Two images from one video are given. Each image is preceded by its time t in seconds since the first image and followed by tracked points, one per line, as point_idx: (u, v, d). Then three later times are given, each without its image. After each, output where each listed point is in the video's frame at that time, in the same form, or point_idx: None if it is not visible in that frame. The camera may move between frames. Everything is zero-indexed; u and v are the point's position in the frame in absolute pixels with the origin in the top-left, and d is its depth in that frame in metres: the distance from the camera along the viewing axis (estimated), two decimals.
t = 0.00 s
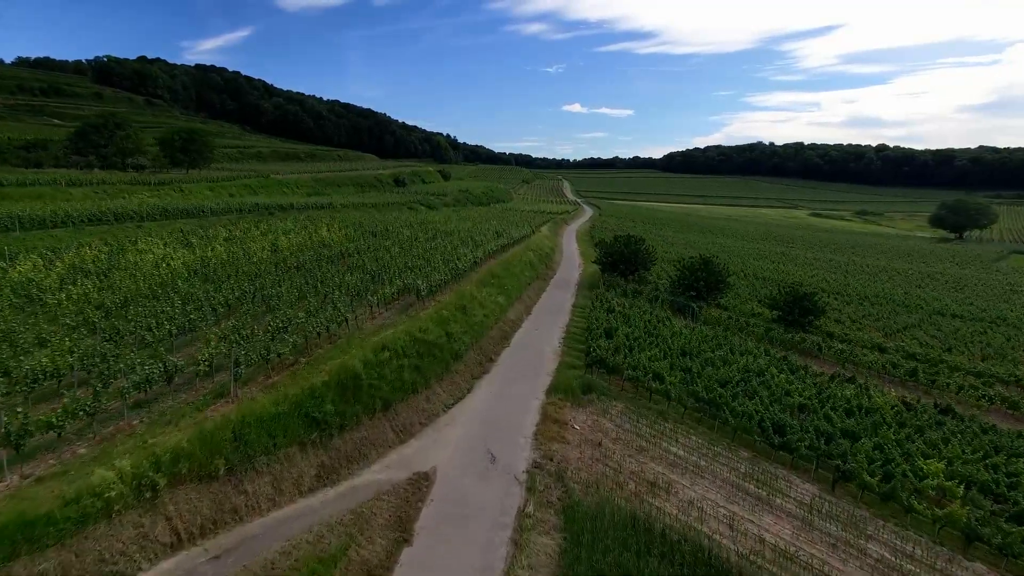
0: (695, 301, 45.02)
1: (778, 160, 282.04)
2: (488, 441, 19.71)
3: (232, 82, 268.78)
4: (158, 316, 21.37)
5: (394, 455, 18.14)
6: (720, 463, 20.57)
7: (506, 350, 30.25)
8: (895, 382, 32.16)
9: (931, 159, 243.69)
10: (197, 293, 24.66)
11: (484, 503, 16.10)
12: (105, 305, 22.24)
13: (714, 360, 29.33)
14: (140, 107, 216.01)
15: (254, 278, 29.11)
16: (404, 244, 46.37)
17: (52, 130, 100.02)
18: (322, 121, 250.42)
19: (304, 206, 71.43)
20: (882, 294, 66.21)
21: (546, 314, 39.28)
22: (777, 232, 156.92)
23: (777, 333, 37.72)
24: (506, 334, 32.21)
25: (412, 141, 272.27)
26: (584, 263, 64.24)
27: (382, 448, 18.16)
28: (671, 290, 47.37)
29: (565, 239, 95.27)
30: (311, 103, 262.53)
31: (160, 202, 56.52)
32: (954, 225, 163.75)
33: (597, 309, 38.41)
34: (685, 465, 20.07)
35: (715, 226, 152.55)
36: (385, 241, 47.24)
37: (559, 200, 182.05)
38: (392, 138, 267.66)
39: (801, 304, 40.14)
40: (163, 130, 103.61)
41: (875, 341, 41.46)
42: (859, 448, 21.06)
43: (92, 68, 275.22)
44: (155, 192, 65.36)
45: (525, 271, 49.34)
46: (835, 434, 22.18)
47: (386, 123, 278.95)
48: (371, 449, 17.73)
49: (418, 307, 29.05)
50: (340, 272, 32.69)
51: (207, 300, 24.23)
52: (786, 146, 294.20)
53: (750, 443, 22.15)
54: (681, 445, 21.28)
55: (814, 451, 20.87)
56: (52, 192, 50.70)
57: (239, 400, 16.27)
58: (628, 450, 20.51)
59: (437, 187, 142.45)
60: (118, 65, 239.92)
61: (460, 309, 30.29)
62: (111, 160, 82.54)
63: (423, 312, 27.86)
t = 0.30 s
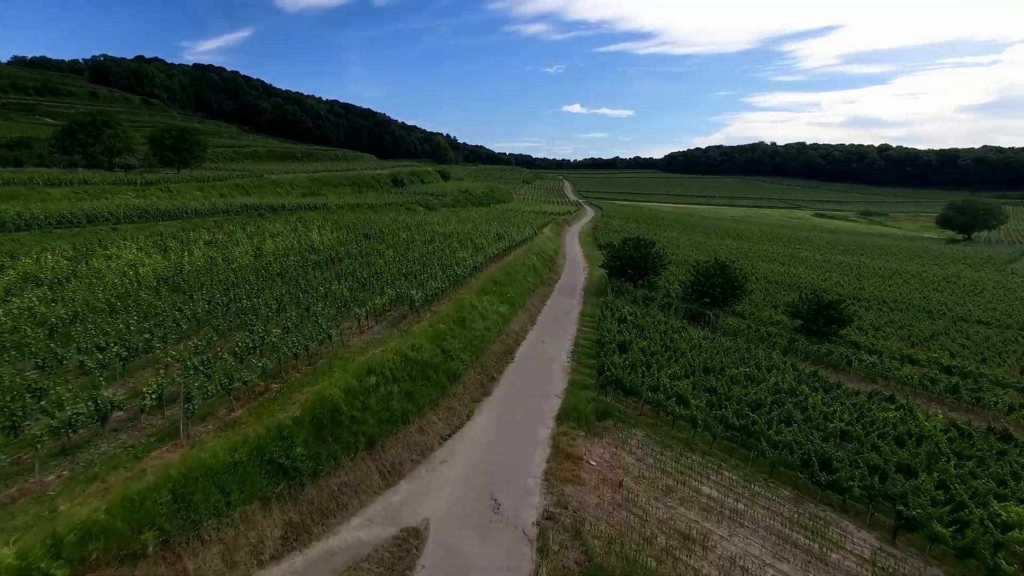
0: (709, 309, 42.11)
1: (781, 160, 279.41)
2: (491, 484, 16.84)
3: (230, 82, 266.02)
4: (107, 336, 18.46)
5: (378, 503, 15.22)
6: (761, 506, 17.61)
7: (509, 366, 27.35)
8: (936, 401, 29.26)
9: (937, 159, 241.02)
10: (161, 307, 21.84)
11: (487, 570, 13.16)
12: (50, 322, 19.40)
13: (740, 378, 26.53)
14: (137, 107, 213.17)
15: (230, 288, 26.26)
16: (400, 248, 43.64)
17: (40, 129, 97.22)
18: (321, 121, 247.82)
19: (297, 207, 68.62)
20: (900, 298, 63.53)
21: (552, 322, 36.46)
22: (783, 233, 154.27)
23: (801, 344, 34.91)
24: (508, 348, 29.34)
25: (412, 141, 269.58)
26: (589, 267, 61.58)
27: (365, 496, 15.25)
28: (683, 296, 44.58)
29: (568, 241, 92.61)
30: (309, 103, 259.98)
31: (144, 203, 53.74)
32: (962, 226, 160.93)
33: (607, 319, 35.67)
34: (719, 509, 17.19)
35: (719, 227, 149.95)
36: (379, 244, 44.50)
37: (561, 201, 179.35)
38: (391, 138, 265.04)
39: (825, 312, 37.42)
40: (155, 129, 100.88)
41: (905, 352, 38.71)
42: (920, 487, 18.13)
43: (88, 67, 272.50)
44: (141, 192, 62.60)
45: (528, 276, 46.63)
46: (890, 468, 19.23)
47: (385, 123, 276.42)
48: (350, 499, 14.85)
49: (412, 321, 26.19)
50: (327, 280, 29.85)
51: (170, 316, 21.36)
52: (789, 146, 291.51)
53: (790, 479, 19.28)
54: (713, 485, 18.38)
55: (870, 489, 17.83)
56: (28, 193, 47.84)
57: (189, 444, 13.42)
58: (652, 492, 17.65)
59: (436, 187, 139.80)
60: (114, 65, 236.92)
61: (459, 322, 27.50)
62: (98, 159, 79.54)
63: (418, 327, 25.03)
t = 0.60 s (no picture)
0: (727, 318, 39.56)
1: (785, 160, 276.60)
2: (497, 543, 13.89)
3: (228, 81, 263.49)
4: (41, 361, 15.70)
5: (356, 573, 12.18)
6: (819, 567, 14.59)
7: (514, 387, 24.49)
8: (985, 422, 26.34)
9: (942, 159, 238.06)
10: (114, 325, 19.02)
11: None
12: None
13: (771, 401, 23.69)
14: (133, 107, 210.68)
15: (201, 299, 23.47)
16: (395, 252, 40.89)
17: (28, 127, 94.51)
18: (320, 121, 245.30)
19: (290, 207, 65.96)
20: (921, 303, 60.66)
21: (558, 334, 33.55)
22: (788, 234, 151.48)
23: (829, 357, 32.20)
24: (512, 367, 26.47)
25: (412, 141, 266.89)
26: (595, 271, 58.88)
27: (340, 565, 12.26)
28: (698, 304, 41.92)
29: (572, 243, 89.95)
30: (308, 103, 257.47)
31: (126, 204, 51.09)
32: (971, 227, 157.99)
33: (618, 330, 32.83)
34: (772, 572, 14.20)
35: (724, 228, 147.25)
36: (373, 248, 41.71)
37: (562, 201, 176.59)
38: (391, 138, 262.29)
39: (854, 322, 34.71)
40: (147, 127, 98.18)
41: (939, 364, 35.86)
42: (1007, 542, 15.12)
43: (85, 66, 270.20)
44: (124, 192, 59.83)
45: (532, 282, 43.86)
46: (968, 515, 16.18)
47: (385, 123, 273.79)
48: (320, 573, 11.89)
49: (404, 338, 23.34)
50: (312, 290, 27.04)
51: (123, 335, 18.54)
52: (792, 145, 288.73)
53: (847, 530, 16.35)
54: (759, 539, 15.45)
55: (949, 547, 14.85)
56: (2, 193, 45.11)
57: (108, 513, 10.51)
58: (688, 551, 14.70)
59: (436, 187, 137.14)
60: (111, 64, 234.24)
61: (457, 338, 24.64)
62: (83, 158, 76.80)
63: (411, 346, 22.18)
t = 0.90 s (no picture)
0: (748, 328, 37.30)
1: (788, 160, 273.93)
2: None
3: (226, 81, 260.92)
4: None
5: None
6: None
7: (519, 413, 21.59)
8: None
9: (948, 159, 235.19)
10: (52, 349, 16.25)
11: None
12: None
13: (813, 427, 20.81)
14: (129, 106, 208.06)
15: (162, 315, 20.57)
16: (389, 257, 38.15)
17: (16, 126, 91.82)
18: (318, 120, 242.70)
19: (283, 208, 63.42)
20: (943, 308, 57.80)
21: (566, 348, 30.66)
22: (794, 235, 148.69)
23: (862, 372, 29.45)
24: (517, 388, 23.54)
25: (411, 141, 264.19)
26: (601, 276, 56.20)
27: None
28: (715, 312, 39.42)
29: (575, 245, 87.34)
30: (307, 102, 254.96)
31: (106, 206, 48.39)
32: (981, 228, 154.97)
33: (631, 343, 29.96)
34: None
35: (729, 230, 144.62)
36: (366, 254, 38.98)
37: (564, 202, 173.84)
38: (391, 138, 259.57)
39: (888, 334, 31.92)
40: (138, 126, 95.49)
41: (979, 379, 33.03)
42: None
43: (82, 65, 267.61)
44: (108, 193, 57.10)
45: (537, 288, 41.14)
46: None
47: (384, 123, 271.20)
48: None
49: (394, 359, 20.41)
50: (291, 304, 24.19)
51: (60, 362, 15.75)
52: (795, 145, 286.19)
53: None
54: None
55: None
56: None
57: None
58: None
59: (436, 188, 134.47)
60: (107, 63, 231.67)
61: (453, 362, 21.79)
62: (69, 158, 73.99)
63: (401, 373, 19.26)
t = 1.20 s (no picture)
0: (771, 341, 34.64)
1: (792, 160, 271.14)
2: None
3: (224, 80, 258.26)
4: None
5: None
6: None
7: (527, 449, 18.72)
8: None
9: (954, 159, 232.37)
10: None
11: None
12: None
13: (868, 466, 17.93)
14: (126, 106, 205.32)
15: (112, 338, 17.71)
16: (383, 264, 35.35)
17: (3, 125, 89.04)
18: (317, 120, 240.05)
19: (274, 210, 60.50)
20: (966, 314, 54.95)
21: (575, 366, 27.76)
22: (800, 237, 145.96)
23: (904, 393, 26.58)
24: (523, 418, 20.63)
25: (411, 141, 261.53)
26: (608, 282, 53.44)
27: None
28: (734, 323, 36.64)
29: (578, 247, 84.65)
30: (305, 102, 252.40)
31: (83, 207, 45.48)
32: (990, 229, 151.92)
33: (649, 360, 27.10)
34: None
35: (734, 231, 142.00)
36: (358, 260, 36.16)
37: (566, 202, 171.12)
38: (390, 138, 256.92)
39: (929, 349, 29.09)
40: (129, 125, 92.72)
41: None
42: None
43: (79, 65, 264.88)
44: (89, 194, 54.27)
45: (542, 296, 38.33)
46: None
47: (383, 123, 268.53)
48: None
49: (380, 390, 17.52)
50: (265, 323, 21.31)
51: None
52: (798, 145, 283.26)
53: None
54: None
55: None
56: None
57: None
58: None
59: (435, 188, 131.71)
60: (103, 62, 228.91)
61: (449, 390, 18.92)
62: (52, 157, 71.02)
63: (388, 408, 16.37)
